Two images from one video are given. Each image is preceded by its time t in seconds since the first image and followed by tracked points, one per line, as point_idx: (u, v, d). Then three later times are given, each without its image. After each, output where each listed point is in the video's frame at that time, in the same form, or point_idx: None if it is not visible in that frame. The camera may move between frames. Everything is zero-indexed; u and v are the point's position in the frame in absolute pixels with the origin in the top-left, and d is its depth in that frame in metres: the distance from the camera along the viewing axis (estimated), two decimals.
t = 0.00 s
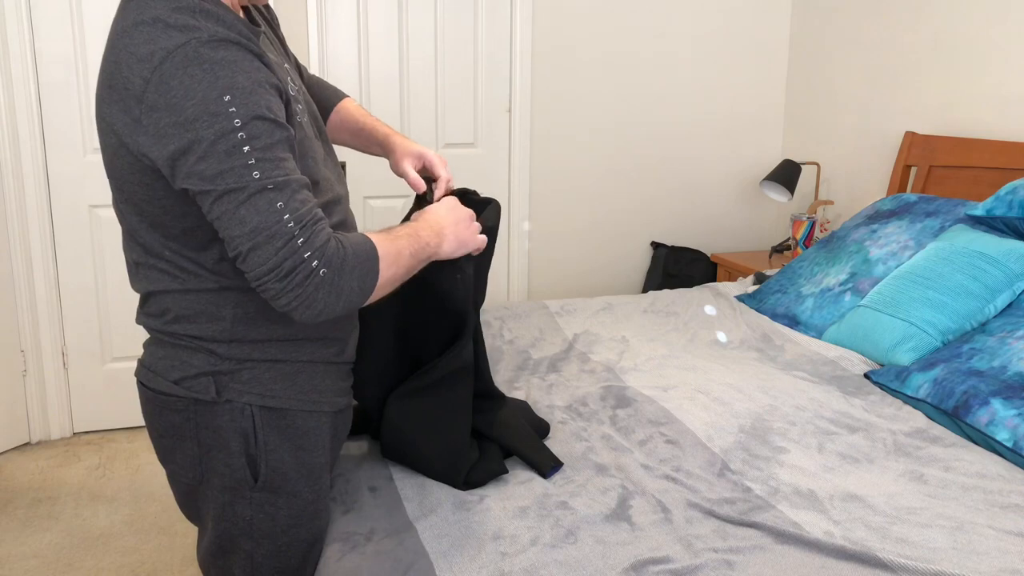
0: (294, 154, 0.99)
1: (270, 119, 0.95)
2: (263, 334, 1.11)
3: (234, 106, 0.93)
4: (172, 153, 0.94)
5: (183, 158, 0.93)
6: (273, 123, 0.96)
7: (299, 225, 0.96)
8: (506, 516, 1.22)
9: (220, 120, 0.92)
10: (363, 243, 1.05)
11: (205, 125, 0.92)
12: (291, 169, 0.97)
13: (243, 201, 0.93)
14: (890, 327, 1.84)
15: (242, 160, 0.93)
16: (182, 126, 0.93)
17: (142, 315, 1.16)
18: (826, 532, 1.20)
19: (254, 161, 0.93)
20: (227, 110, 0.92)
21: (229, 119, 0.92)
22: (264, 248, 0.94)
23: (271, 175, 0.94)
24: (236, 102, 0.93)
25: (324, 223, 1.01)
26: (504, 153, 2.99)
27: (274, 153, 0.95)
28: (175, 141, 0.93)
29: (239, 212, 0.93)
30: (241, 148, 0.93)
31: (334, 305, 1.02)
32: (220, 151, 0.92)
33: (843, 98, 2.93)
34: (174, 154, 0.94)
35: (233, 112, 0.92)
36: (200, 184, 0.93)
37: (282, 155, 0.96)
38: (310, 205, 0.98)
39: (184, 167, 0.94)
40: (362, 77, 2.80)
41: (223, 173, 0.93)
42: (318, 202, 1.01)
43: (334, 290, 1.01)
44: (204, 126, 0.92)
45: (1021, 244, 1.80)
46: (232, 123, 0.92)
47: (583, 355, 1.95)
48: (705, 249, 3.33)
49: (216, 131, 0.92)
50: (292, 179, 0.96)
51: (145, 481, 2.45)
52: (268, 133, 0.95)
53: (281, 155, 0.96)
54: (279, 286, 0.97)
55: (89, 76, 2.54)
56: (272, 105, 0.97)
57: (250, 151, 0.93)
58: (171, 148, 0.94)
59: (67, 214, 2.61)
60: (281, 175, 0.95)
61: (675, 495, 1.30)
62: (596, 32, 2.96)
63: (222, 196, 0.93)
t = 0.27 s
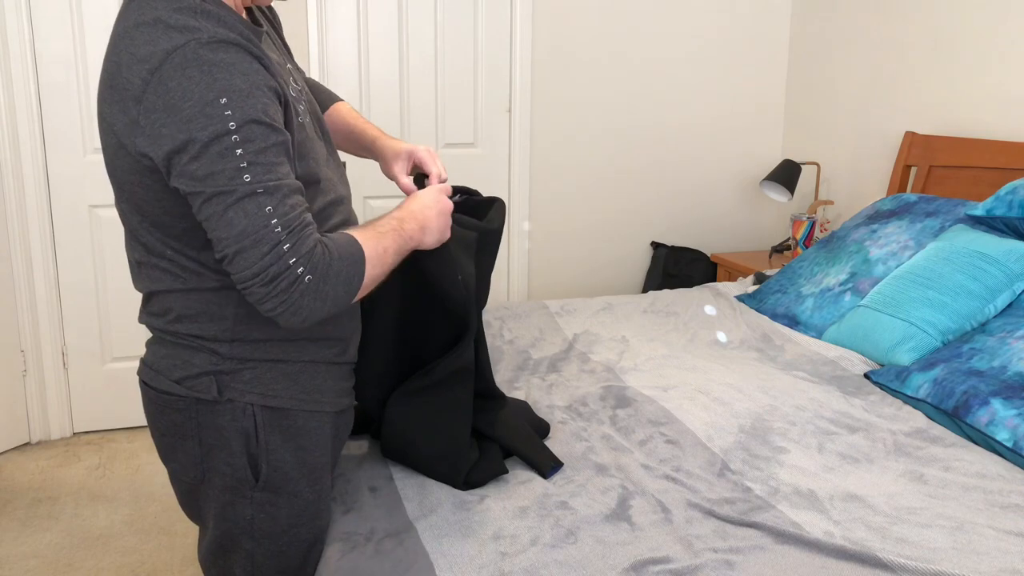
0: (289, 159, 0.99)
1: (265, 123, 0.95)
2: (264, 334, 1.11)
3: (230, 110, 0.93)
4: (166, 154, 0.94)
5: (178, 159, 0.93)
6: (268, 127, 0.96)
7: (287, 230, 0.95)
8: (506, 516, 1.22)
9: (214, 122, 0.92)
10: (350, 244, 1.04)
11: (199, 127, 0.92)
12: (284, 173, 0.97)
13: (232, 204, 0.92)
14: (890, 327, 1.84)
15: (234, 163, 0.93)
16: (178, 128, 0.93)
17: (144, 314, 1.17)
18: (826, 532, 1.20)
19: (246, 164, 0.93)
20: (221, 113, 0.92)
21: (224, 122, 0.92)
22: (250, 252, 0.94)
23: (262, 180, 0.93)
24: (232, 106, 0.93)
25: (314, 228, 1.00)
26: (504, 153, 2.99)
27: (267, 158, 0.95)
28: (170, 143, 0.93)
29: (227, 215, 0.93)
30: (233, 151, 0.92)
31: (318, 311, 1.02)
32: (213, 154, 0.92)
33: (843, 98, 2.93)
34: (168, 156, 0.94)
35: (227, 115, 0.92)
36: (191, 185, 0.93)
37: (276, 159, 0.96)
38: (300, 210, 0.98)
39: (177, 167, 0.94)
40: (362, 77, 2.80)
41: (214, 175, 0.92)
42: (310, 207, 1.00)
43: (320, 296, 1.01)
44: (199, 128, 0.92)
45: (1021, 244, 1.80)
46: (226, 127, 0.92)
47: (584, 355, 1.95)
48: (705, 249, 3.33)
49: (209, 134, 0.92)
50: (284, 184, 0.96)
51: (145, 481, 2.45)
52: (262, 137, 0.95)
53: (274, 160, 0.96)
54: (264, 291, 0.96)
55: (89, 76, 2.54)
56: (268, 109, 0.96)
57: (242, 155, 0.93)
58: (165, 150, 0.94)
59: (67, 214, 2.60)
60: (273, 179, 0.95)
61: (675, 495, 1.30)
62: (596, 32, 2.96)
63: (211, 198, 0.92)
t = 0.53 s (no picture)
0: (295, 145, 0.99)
1: (270, 107, 0.95)
2: (266, 334, 1.11)
3: (236, 95, 0.93)
4: (174, 145, 0.94)
5: (185, 150, 0.93)
6: (273, 112, 0.96)
7: (302, 208, 0.94)
8: (506, 516, 1.22)
9: (221, 107, 0.92)
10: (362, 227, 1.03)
11: (206, 113, 0.92)
12: (292, 157, 0.96)
13: (244, 184, 0.92)
14: (890, 327, 1.84)
15: (243, 145, 0.92)
16: (185, 118, 0.93)
17: (146, 313, 1.17)
18: (826, 532, 1.20)
19: (255, 146, 0.92)
20: (228, 97, 0.92)
21: (231, 106, 0.92)
22: (266, 232, 0.93)
23: (272, 159, 0.93)
24: (238, 90, 0.93)
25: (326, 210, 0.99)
26: (504, 153, 2.99)
27: (275, 140, 0.94)
28: (176, 135, 0.93)
29: (240, 195, 0.92)
30: (242, 133, 0.92)
31: (337, 292, 1.00)
32: (222, 138, 0.92)
33: (843, 98, 2.93)
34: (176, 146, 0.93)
35: (234, 99, 0.92)
36: (200, 170, 0.92)
37: (283, 142, 0.96)
38: (312, 192, 0.97)
39: (185, 156, 0.93)
40: (362, 77, 2.80)
41: (223, 159, 0.92)
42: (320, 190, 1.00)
43: (339, 275, 0.99)
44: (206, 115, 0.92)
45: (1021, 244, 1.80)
46: (233, 110, 0.92)
47: (583, 355, 1.95)
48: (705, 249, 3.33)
49: (217, 117, 0.92)
50: (293, 166, 0.95)
51: (145, 481, 2.45)
52: (269, 120, 0.94)
53: (282, 142, 0.95)
54: (281, 272, 0.95)
55: (89, 76, 2.54)
56: (273, 96, 0.96)
57: (250, 136, 0.92)
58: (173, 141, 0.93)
59: (67, 214, 2.60)
60: (282, 160, 0.94)
61: (675, 495, 1.30)
62: (596, 32, 2.96)
63: (222, 180, 0.92)
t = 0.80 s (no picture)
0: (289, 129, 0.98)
1: (262, 89, 0.95)
2: (266, 334, 1.11)
3: (229, 76, 0.92)
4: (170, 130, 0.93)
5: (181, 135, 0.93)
6: (266, 94, 0.95)
7: (290, 181, 0.92)
8: (507, 516, 1.22)
9: (213, 84, 0.92)
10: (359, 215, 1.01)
11: (198, 92, 0.91)
12: (284, 137, 0.95)
13: (232, 155, 0.90)
14: (890, 327, 1.84)
15: (232, 119, 0.91)
16: (179, 103, 0.92)
17: (147, 313, 1.17)
18: (826, 532, 1.21)
19: (244, 120, 0.91)
20: (220, 76, 0.92)
21: (222, 82, 0.92)
22: (252, 202, 0.90)
23: (262, 133, 0.91)
24: (230, 70, 0.93)
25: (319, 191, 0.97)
26: (504, 153, 2.99)
27: (266, 117, 0.93)
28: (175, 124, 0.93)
29: (227, 167, 0.90)
30: (232, 108, 0.91)
31: (326, 271, 0.95)
32: (211, 113, 0.91)
33: (843, 98, 2.93)
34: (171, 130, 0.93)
35: (226, 78, 0.92)
36: (190, 145, 0.91)
37: (275, 121, 0.95)
38: (303, 170, 0.95)
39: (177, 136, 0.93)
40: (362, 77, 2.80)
41: (212, 132, 0.90)
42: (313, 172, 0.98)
43: (328, 254, 0.95)
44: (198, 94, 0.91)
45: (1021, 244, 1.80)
46: (224, 88, 0.92)
47: (583, 355, 1.95)
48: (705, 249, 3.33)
49: (207, 92, 0.91)
50: (284, 143, 0.94)
51: (145, 481, 2.45)
52: (260, 100, 0.94)
53: (274, 121, 0.94)
54: (267, 245, 0.92)
55: (89, 76, 2.54)
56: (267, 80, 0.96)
57: (240, 111, 0.91)
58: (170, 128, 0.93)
59: (67, 214, 2.60)
60: (272, 136, 0.93)
61: (675, 495, 1.30)
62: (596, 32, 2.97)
63: (210, 151, 0.90)
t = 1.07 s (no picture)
0: (291, 140, 0.98)
1: (263, 102, 0.95)
2: (270, 334, 1.11)
3: (229, 91, 0.92)
4: (172, 143, 0.94)
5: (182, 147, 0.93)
6: (266, 106, 0.96)
7: (296, 203, 0.93)
8: (507, 516, 1.22)
9: (214, 101, 0.92)
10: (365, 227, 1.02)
11: (200, 109, 0.92)
12: (288, 152, 0.96)
13: (239, 178, 0.91)
14: (891, 327, 1.84)
15: (236, 139, 0.92)
16: (178, 116, 0.92)
17: (150, 313, 1.17)
18: (826, 532, 1.20)
19: (248, 140, 0.92)
20: (221, 92, 0.92)
21: (223, 100, 0.92)
22: (260, 227, 0.92)
23: (266, 153, 0.92)
24: (231, 85, 0.93)
25: (325, 206, 0.98)
26: (504, 152, 2.98)
27: (270, 134, 0.94)
28: (174, 131, 0.93)
29: (234, 190, 0.92)
30: (235, 127, 0.92)
31: (334, 288, 0.98)
32: (215, 132, 0.91)
33: (843, 98, 2.93)
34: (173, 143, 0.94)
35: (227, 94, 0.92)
36: (195, 166, 0.92)
37: (278, 136, 0.95)
38: (308, 187, 0.96)
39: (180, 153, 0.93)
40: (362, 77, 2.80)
41: (217, 154, 0.91)
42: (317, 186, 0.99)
43: (336, 271, 0.97)
44: (200, 111, 0.92)
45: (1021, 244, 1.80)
46: (226, 105, 0.92)
47: (583, 355, 1.95)
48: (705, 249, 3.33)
49: (210, 112, 0.92)
50: (288, 161, 0.95)
51: (145, 481, 2.45)
52: (262, 115, 0.94)
53: (277, 136, 0.95)
54: (276, 267, 0.94)
55: (89, 76, 2.54)
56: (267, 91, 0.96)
57: (244, 130, 0.92)
58: (171, 139, 0.94)
59: (67, 214, 2.60)
60: (276, 154, 0.93)
61: (675, 495, 1.30)
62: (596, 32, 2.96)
63: (217, 175, 0.92)
